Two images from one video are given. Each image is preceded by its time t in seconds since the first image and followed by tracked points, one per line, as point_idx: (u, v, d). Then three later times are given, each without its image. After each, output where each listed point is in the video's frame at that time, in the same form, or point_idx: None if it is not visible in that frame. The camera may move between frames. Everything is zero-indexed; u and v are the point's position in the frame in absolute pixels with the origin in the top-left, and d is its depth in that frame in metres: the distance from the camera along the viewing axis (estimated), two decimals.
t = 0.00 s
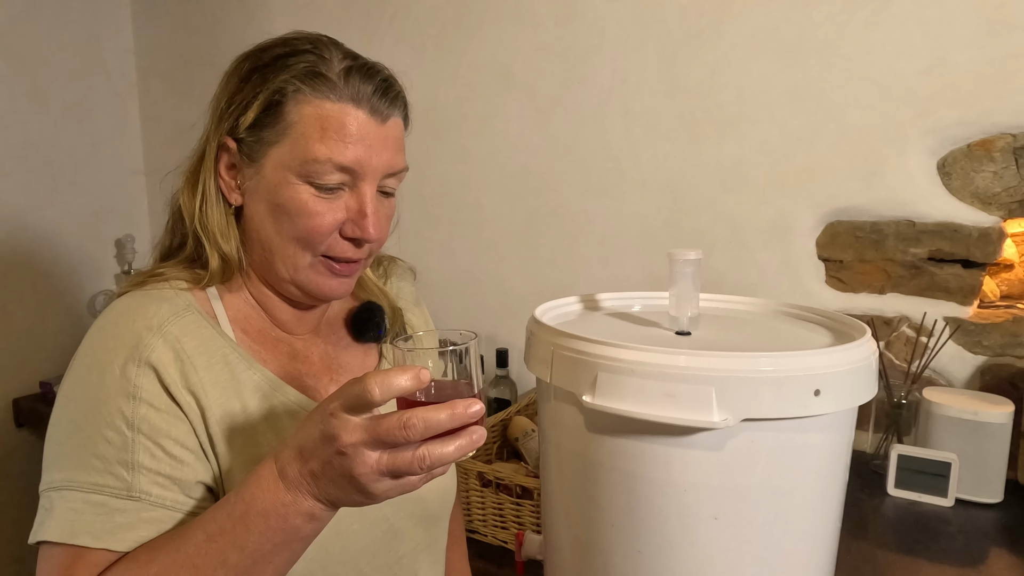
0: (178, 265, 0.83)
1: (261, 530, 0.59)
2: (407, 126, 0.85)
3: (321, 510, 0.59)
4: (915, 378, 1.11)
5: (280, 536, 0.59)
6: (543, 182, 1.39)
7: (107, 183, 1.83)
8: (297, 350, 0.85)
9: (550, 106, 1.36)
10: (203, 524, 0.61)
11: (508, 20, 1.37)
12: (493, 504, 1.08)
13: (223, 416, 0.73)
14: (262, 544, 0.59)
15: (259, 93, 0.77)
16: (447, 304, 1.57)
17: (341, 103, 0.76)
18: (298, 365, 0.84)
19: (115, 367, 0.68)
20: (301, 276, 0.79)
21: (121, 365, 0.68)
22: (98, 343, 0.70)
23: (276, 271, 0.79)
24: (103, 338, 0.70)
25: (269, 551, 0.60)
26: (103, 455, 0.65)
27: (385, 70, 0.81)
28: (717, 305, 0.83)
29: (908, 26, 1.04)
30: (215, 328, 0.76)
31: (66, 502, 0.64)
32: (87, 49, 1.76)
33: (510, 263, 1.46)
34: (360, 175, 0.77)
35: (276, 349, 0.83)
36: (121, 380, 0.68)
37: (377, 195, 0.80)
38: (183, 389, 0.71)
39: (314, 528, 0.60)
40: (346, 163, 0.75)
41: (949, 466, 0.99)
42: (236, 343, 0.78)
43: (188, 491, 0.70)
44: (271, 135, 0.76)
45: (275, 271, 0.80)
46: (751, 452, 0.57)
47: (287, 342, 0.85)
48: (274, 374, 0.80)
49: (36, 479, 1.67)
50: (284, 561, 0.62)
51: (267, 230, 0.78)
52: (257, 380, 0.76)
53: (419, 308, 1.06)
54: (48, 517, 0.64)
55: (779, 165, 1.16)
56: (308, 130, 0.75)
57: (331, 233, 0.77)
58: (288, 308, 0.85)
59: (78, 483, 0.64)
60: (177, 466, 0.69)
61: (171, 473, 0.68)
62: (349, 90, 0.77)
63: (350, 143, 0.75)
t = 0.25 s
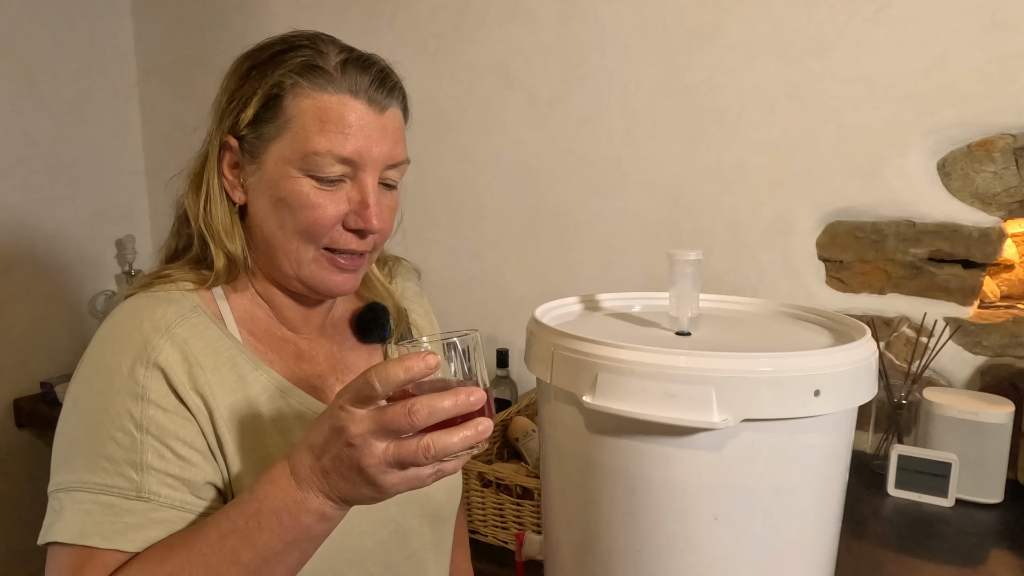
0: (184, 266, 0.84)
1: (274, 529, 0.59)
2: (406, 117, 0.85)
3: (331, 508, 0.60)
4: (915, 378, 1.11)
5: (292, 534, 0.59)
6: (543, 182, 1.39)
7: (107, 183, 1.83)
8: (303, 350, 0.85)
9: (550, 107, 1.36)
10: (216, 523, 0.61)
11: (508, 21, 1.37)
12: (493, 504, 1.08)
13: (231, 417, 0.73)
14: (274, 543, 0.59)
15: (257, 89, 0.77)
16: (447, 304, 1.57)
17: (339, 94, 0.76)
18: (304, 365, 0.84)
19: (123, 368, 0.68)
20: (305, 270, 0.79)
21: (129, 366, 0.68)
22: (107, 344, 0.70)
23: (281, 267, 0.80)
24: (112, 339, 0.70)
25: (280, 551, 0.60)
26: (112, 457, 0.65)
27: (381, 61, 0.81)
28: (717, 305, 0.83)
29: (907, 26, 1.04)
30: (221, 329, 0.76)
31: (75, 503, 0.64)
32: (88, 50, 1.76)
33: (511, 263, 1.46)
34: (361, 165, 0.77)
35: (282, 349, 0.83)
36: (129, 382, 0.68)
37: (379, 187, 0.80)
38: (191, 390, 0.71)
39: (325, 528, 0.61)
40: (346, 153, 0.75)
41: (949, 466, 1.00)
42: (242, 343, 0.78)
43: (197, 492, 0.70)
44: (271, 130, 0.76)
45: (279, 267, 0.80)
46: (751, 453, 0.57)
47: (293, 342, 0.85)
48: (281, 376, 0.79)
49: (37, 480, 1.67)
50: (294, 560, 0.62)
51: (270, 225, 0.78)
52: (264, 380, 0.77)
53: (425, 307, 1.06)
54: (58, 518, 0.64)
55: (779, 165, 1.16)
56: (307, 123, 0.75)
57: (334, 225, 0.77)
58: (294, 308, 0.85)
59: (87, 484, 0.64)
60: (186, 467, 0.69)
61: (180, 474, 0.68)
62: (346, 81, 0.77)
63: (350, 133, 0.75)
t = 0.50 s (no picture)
0: (189, 265, 0.84)
1: (281, 529, 0.59)
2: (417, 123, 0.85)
3: (338, 510, 0.59)
4: (916, 378, 1.11)
5: (299, 535, 0.59)
6: (543, 182, 1.39)
7: (108, 183, 1.83)
8: (306, 350, 0.85)
9: (551, 107, 1.36)
10: (223, 524, 0.61)
11: (509, 20, 1.37)
12: (494, 503, 1.08)
13: (237, 418, 0.73)
14: (281, 544, 0.60)
15: (270, 92, 0.77)
16: (447, 304, 1.57)
17: (352, 101, 0.76)
18: (307, 365, 0.84)
19: (128, 368, 0.68)
20: (313, 273, 0.79)
21: (134, 366, 0.68)
22: (112, 343, 0.70)
23: (289, 270, 0.80)
24: (117, 339, 0.70)
25: (287, 552, 0.60)
26: (117, 457, 0.65)
27: (395, 67, 0.81)
28: (718, 305, 0.83)
29: (908, 26, 1.04)
30: (226, 329, 0.76)
31: (80, 503, 0.64)
32: (89, 50, 1.76)
33: (511, 263, 1.46)
34: (372, 173, 0.77)
35: (285, 349, 0.83)
36: (134, 382, 0.68)
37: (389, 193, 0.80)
38: (195, 390, 0.71)
39: (332, 529, 0.61)
40: (358, 161, 0.75)
41: (950, 465, 1.00)
42: (247, 344, 0.78)
43: (202, 493, 0.70)
44: (282, 135, 0.76)
45: (287, 270, 0.80)
46: (752, 453, 0.57)
47: (297, 342, 0.85)
48: (285, 377, 0.79)
49: (37, 479, 1.67)
50: (301, 561, 0.62)
51: (279, 229, 0.78)
52: (268, 381, 0.77)
53: (431, 310, 1.06)
54: (62, 517, 0.64)
55: (780, 165, 1.16)
56: (320, 129, 0.75)
57: (344, 231, 0.77)
58: (298, 308, 0.85)
59: (91, 484, 0.65)
60: (190, 468, 0.69)
61: (185, 474, 0.68)
62: (360, 87, 0.77)
63: (363, 141, 0.75)
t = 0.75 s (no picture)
0: (188, 265, 0.83)
1: (272, 536, 0.59)
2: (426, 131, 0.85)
3: (331, 518, 0.59)
4: (916, 378, 1.11)
5: (290, 542, 0.59)
6: (544, 182, 1.39)
7: (108, 183, 1.83)
8: (305, 352, 0.85)
9: (551, 106, 1.36)
10: (216, 528, 0.61)
11: (508, 20, 1.37)
12: (494, 503, 1.08)
13: (232, 421, 0.73)
14: (273, 550, 0.60)
15: (283, 99, 0.76)
16: (447, 304, 1.57)
17: (368, 112, 0.76)
18: (304, 366, 0.84)
19: (123, 369, 0.68)
20: (323, 279, 0.80)
21: (129, 367, 0.68)
22: (107, 344, 0.70)
23: (297, 275, 0.80)
24: (112, 339, 0.70)
25: (278, 558, 0.60)
26: (111, 458, 0.65)
27: (408, 77, 0.81)
28: (717, 304, 0.83)
29: (908, 26, 1.04)
30: (223, 331, 0.76)
31: (72, 503, 0.64)
32: (89, 50, 1.76)
33: (512, 262, 1.46)
34: (385, 183, 0.77)
35: (283, 351, 0.83)
36: (129, 383, 0.68)
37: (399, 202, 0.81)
38: (191, 392, 0.71)
39: (324, 537, 0.61)
40: (373, 172, 0.76)
41: (950, 465, 0.99)
42: (244, 346, 0.78)
43: (196, 496, 0.70)
44: (296, 143, 0.75)
45: (295, 275, 0.80)
46: (750, 453, 0.57)
47: (295, 343, 0.85)
48: (282, 378, 0.79)
49: (38, 479, 1.67)
50: (293, 566, 0.62)
51: (290, 235, 0.78)
52: (265, 383, 0.77)
53: (430, 312, 1.06)
54: (54, 518, 0.64)
55: (780, 164, 1.16)
56: (336, 140, 0.75)
57: (355, 240, 0.77)
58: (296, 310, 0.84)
59: (84, 485, 0.64)
60: (184, 470, 0.69)
61: (179, 476, 0.68)
62: (375, 98, 0.77)
63: (378, 152, 0.76)
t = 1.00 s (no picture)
0: (184, 265, 0.84)
1: (271, 536, 0.59)
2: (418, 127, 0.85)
3: (330, 517, 0.59)
4: (917, 377, 1.11)
5: (289, 542, 0.59)
6: (544, 181, 1.39)
7: (109, 182, 1.83)
8: (301, 352, 0.85)
9: (552, 106, 1.36)
10: (213, 528, 0.61)
11: (509, 19, 1.37)
12: (495, 502, 1.08)
13: (229, 421, 0.73)
14: (271, 550, 0.59)
15: (273, 95, 0.76)
16: (448, 303, 1.57)
17: (358, 106, 0.76)
18: (300, 366, 0.84)
19: (119, 369, 0.68)
20: (315, 277, 0.80)
21: (125, 367, 0.68)
22: (103, 344, 0.70)
23: (289, 273, 0.79)
24: (108, 340, 0.70)
25: (277, 558, 0.60)
26: (107, 458, 0.65)
27: (399, 72, 0.81)
28: (718, 304, 0.83)
29: (909, 25, 1.04)
30: (220, 331, 0.76)
31: (68, 505, 0.64)
32: (90, 49, 1.76)
33: (512, 262, 1.46)
34: (376, 178, 0.77)
35: (279, 351, 0.83)
36: (125, 383, 0.68)
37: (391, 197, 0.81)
38: (187, 391, 0.71)
39: (323, 536, 0.61)
40: (363, 166, 0.75)
41: (950, 464, 0.99)
42: (240, 346, 0.78)
43: (193, 495, 0.70)
44: (286, 138, 0.75)
45: (287, 273, 0.80)
46: (751, 452, 0.57)
47: (291, 343, 0.85)
48: (278, 377, 0.80)
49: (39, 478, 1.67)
50: (292, 566, 0.62)
51: (281, 232, 0.78)
52: (262, 383, 0.77)
53: (426, 314, 1.06)
54: (50, 519, 0.64)
55: (781, 164, 1.16)
56: (325, 134, 0.75)
57: (347, 236, 0.77)
58: (291, 309, 0.84)
59: (80, 486, 0.64)
60: (180, 470, 0.69)
61: (176, 477, 0.68)
62: (365, 92, 0.77)
63: (368, 147, 0.76)
